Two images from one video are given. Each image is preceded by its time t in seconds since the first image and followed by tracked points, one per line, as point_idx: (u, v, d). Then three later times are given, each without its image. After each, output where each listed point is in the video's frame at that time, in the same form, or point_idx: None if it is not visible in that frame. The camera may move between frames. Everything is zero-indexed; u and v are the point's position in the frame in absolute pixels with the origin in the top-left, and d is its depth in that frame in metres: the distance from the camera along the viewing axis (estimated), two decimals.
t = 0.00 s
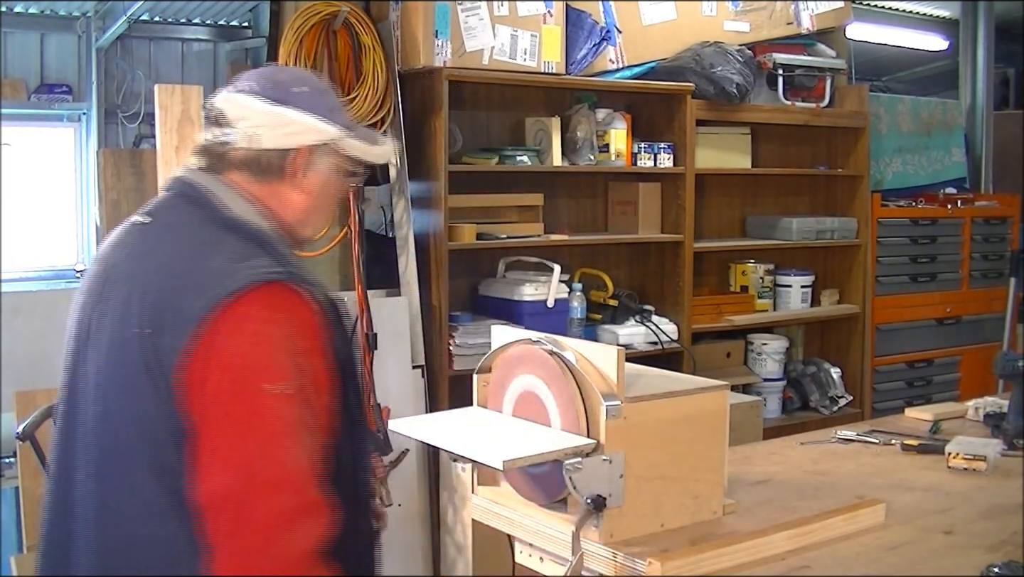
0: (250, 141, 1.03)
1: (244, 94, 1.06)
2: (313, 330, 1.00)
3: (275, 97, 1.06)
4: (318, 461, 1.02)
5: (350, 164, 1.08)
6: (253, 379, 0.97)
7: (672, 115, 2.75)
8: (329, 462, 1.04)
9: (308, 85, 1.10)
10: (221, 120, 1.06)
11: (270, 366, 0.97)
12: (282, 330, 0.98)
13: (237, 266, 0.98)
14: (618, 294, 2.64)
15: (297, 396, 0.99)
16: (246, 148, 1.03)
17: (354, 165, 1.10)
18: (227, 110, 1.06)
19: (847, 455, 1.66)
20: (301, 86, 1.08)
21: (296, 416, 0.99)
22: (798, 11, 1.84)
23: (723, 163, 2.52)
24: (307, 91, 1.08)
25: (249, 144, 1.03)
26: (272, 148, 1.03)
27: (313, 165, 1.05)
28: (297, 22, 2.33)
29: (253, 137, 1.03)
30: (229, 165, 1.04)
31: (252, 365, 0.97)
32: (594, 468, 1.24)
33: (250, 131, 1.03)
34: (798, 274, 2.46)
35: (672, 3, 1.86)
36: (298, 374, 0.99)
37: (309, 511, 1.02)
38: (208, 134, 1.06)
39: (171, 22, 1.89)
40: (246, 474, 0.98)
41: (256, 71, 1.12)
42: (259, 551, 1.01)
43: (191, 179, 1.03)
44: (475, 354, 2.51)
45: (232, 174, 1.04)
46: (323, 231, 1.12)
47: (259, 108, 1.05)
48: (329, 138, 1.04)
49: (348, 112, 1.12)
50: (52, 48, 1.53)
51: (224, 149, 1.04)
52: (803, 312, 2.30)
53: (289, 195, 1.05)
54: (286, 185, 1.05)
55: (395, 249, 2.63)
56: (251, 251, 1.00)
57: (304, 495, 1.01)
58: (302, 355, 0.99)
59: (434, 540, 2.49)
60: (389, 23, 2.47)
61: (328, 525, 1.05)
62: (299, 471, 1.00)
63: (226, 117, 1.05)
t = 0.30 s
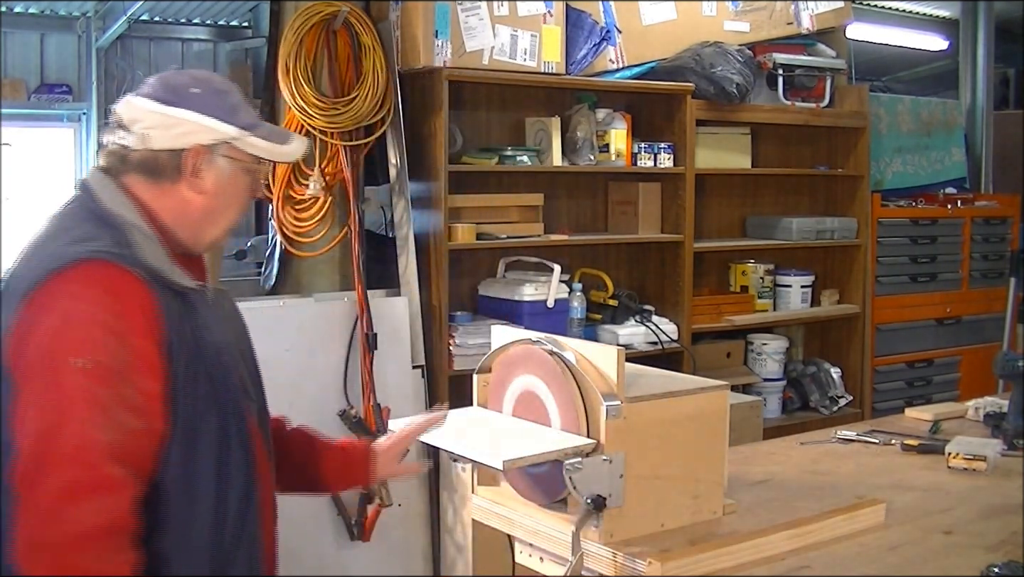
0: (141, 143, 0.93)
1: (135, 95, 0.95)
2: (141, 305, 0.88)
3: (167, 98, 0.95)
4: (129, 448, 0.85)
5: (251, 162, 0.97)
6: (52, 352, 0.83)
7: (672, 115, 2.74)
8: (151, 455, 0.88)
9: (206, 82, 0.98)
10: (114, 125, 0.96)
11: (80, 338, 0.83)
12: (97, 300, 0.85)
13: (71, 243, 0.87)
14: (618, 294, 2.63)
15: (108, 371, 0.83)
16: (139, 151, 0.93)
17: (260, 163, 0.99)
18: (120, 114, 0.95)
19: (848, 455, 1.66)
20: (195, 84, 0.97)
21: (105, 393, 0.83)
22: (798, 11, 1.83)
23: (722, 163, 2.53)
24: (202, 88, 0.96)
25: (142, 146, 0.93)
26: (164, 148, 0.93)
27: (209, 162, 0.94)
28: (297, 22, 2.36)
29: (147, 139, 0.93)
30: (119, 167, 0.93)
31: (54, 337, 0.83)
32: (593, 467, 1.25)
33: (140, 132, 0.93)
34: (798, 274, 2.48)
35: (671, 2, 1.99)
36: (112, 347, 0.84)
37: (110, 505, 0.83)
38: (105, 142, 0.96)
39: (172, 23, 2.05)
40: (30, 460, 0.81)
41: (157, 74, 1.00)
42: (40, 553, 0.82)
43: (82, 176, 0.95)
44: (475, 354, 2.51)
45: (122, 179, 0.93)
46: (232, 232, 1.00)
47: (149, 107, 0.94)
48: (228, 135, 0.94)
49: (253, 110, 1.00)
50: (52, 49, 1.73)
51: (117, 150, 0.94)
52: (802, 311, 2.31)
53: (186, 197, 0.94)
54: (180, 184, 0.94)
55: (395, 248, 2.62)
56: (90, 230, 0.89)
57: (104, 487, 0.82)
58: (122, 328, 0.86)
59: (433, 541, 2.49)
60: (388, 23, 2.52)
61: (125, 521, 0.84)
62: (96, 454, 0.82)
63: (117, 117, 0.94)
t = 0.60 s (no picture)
0: (104, 138, 1.02)
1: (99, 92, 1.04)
2: (65, 308, 0.93)
3: (128, 95, 1.04)
4: (40, 444, 0.90)
5: (211, 154, 1.06)
6: None
7: (672, 116, 2.74)
8: (71, 453, 0.93)
9: (165, 78, 1.07)
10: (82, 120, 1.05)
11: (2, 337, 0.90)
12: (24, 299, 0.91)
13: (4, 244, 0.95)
14: (618, 294, 2.63)
15: (23, 368, 0.90)
16: (101, 145, 1.02)
17: (222, 156, 1.08)
18: (83, 111, 1.03)
19: (848, 455, 1.66)
20: (156, 80, 1.06)
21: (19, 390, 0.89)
22: (798, 11, 1.83)
23: (722, 163, 2.52)
24: (162, 84, 1.06)
25: (103, 141, 1.02)
26: (125, 144, 1.02)
27: (170, 158, 1.03)
28: (297, 22, 2.34)
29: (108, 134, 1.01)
30: (86, 164, 1.03)
31: None
32: (593, 468, 1.24)
33: (102, 127, 1.02)
34: (798, 274, 2.49)
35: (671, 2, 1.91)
36: (32, 348, 0.90)
37: (13, 500, 0.89)
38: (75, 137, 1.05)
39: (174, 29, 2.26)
40: None
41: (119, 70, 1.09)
42: None
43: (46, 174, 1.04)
44: (475, 354, 2.50)
45: (89, 175, 1.03)
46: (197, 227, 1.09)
47: (113, 103, 1.02)
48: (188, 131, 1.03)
49: (214, 104, 1.09)
50: (51, 49, 1.87)
51: (86, 147, 1.03)
52: (802, 311, 2.33)
53: (148, 194, 1.03)
54: (143, 180, 1.03)
55: (395, 248, 2.62)
56: (34, 230, 0.97)
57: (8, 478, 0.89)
58: (47, 330, 0.92)
59: (433, 541, 2.49)
60: (388, 23, 2.53)
61: (38, 517, 0.90)
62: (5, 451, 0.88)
63: (83, 114, 1.04)
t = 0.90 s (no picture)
0: (103, 129, 1.01)
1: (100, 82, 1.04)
2: (49, 316, 0.92)
3: (131, 87, 1.04)
4: (27, 458, 0.90)
5: (209, 158, 1.07)
6: None
7: (672, 116, 2.73)
8: (61, 464, 0.93)
9: (168, 74, 1.07)
10: (77, 109, 1.03)
11: None
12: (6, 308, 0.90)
13: None
14: (618, 294, 2.62)
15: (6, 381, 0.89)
16: (98, 136, 1.01)
17: (219, 162, 1.09)
18: (81, 100, 1.02)
19: (848, 455, 1.66)
20: (160, 75, 1.06)
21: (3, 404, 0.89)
22: (798, 11, 1.85)
23: (722, 163, 2.52)
24: (166, 80, 1.06)
25: (101, 131, 1.01)
26: (124, 137, 1.01)
27: (169, 157, 1.03)
28: (297, 22, 2.34)
29: (107, 125, 1.00)
30: (81, 156, 1.02)
31: None
32: (594, 468, 1.24)
33: (100, 118, 1.01)
34: (798, 274, 2.50)
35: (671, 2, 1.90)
36: (15, 360, 0.90)
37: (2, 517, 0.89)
38: (69, 126, 1.04)
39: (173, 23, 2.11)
40: None
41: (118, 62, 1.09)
42: None
43: (31, 168, 1.02)
44: (475, 355, 2.50)
45: (84, 167, 1.02)
46: (185, 231, 1.09)
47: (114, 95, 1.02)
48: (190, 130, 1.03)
49: (214, 107, 1.10)
50: (51, 48, 1.80)
51: (81, 138, 1.02)
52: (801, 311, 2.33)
53: (142, 191, 1.03)
54: (140, 176, 1.02)
55: (395, 248, 2.62)
56: (14, 231, 0.96)
57: None
58: (31, 339, 0.91)
59: (433, 541, 2.49)
60: (388, 23, 2.53)
61: (28, 533, 0.90)
62: None
63: (80, 102, 1.02)
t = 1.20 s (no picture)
0: (96, 126, 1.01)
1: (93, 78, 1.04)
2: (49, 326, 0.90)
3: (126, 83, 1.04)
4: (36, 479, 0.87)
5: (204, 159, 1.07)
6: None
7: (672, 116, 2.73)
8: (68, 481, 0.90)
9: (165, 71, 1.07)
10: (70, 106, 1.03)
11: None
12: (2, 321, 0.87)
13: None
14: (618, 294, 2.62)
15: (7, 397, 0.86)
16: (91, 134, 1.01)
17: (214, 163, 1.09)
18: (74, 96, 1.02)
19: (848, 455, 1.66)
20: (155, 72, 1.06)
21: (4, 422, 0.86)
22: (798, 11, 1.84)
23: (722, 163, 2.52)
24: (162, 77, 1.06)
25: (94, 128, 1.00)
26: (118, 134, 1.01)
27: (164, 156, 1.03)
28: (297, 22, 2.34)
29: (100, 122, 1.00)
30: (72, 154, 1.01)
31: None
32: (594, 468, 1.24)
33: (92, 115, 1.00)
34: (798, 274, 2.50)
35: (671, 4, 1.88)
36: (16, 375, 0.87)
37: (15, 544, 0.84)
38: (60, 123, 1.03)
39: (172, 24, 2.21)
40: None
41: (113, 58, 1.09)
42: None
43: (18, 170, 1.01)
44: (475, 355, 2.50)
45: (75, 166, 1.02)
46: (177, 235, 1.09)
47: (107, 91, 1.01)
48: (186, 129, 1.03)
49: (210, 106, 1.10)
50: (51, 48, 1.81)
51: (73, 136, 1.02)
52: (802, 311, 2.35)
53: (135, 191, 1.02)
54: (134, 176, 1.02)
55: (395, 248, 2.63)
56: (6, 239, 0.93)
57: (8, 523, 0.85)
58: (30, 351, 0.88)
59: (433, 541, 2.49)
60: (388, 23, 2.53)
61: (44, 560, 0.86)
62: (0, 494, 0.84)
63: (72, 98, 1.02)
